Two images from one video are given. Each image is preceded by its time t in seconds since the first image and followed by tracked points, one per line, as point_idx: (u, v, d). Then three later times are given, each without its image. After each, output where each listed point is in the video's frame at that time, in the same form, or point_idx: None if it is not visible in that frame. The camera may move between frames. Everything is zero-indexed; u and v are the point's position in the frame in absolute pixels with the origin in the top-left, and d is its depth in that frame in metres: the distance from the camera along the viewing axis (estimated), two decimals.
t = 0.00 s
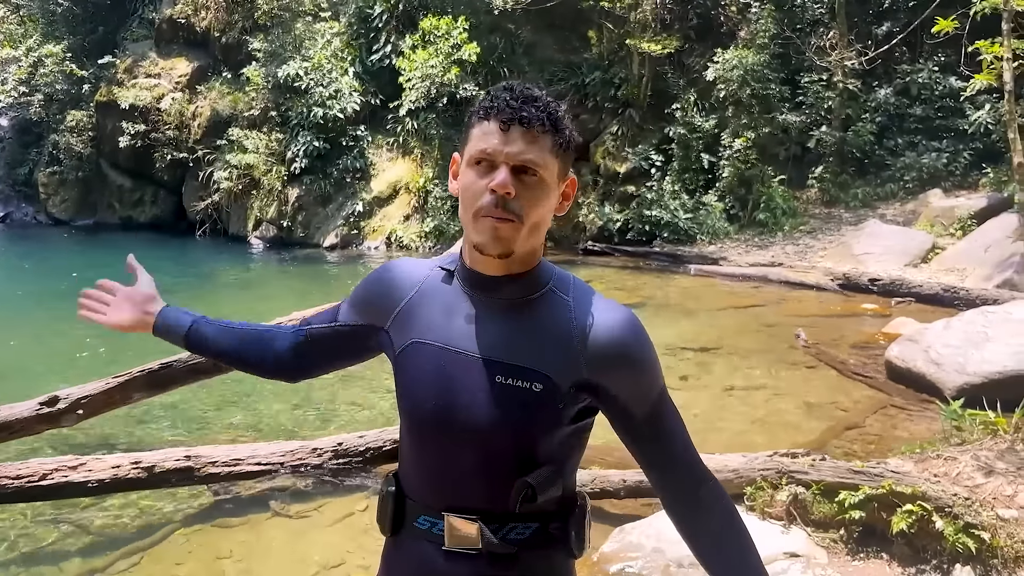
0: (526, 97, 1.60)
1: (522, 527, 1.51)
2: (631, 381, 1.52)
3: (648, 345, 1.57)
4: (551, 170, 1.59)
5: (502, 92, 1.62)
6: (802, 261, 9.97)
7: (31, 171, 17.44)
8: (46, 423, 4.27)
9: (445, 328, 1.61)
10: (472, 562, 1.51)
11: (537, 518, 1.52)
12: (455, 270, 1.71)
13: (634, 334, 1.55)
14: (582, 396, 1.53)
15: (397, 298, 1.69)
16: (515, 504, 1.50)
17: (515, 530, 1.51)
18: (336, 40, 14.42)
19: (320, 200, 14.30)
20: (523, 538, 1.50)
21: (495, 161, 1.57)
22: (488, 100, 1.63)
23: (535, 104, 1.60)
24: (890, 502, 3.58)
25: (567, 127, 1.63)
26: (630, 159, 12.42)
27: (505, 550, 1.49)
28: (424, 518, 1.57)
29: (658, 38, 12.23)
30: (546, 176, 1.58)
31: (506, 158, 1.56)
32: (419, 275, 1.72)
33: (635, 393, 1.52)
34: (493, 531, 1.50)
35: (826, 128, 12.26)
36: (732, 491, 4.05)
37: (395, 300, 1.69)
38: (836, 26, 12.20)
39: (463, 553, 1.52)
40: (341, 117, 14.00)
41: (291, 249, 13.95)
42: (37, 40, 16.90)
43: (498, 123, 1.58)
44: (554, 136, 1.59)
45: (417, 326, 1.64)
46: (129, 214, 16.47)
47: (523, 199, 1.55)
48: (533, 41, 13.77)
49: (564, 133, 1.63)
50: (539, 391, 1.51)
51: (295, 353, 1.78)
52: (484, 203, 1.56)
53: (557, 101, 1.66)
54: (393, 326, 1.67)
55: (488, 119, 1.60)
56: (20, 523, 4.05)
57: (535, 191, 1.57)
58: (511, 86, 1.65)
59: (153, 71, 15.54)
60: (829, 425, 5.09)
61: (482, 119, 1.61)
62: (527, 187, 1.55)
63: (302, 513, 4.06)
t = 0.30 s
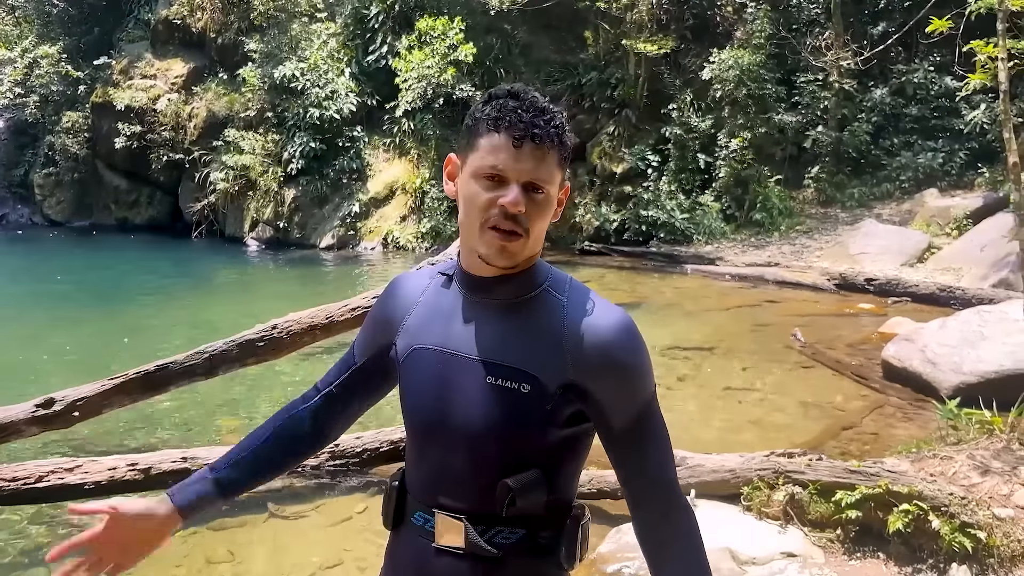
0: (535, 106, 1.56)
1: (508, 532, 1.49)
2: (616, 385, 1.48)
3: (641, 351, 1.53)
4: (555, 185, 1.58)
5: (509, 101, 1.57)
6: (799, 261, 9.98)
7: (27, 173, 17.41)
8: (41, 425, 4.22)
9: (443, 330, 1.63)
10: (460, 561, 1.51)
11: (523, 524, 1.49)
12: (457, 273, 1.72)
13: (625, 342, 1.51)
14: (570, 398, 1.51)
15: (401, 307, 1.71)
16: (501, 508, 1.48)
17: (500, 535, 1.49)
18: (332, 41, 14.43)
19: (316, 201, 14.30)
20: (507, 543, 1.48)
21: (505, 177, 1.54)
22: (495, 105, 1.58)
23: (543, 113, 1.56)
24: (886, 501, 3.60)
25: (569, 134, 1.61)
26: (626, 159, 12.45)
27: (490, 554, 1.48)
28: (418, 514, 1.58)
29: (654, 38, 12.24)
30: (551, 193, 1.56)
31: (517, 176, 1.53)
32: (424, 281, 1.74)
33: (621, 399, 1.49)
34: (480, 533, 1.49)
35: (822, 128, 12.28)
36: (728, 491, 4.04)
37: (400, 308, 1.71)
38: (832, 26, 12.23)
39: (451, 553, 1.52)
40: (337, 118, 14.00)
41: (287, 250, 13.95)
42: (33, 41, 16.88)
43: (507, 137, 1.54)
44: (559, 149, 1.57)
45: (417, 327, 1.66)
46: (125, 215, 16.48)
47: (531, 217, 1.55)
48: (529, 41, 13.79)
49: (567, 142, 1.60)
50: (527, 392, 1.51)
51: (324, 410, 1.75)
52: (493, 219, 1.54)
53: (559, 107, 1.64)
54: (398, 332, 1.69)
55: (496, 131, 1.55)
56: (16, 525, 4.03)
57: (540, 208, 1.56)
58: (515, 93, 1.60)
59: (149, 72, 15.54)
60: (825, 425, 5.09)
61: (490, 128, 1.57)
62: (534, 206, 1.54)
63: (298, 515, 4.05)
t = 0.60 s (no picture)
0: (526, 99, 1.59)
1: (518, 524, 1.50)
2: (618, 385, 1.50)
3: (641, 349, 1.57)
4: (554, 171, 1.59)
5: (502, 94, 1.60)
6: (796, 260, 10.00)
7: (24, 173, 17.39)
8: (39, 425, 4.20)
9: (449, 327, 1.61)
10: (468, 557, 1.50)
11: (532, 516, 1.51)
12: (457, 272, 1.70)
13: (631, 341, 1.54)
14: (577, 392, 1.53)
15: (400, 309, 1.66)
16: (511, 500, 1.49)
17: (511, 527, 1.50)
18: (329, 40, 14.46)
19: (314, 201, 14.29)
20: (517, 535, 1.49)
21: (503, 167, 1.55)
22: (488, 102, 1.60)
23: (535, 105, 1.58)
24: (884, 500, 3.60)
25: (563, 126, 1.63)
26: (624, 159, 12.46)
27: (500, 546, 1.48)
28: (420, 514, 1.56)
29: (651, 38, 12.24)
30: (550, 179, 1.57)
31: (515, 164, 1.54)
32: (422, 282, 1.70)
33: (614, 400, 1.51)
34: (489, 526, 1.49)
35: (819, 127, 12.29)
36: (727, 490, 4.04)
37: (401, 312, 1.66)
38: (829, 25, 12.24)
39: (458, 549, 1.50)
40: (334, 117, 14.00)
41: (285, 250, 13.94)
42: (29, 41, 16.86)
43: (502, 129, 1.55)
44: (554, 138, 1.59)
45: (421, 326, 1.63)
46: (122, 216, 16.46)
47: (533, 203, 1.55)
48: (526, 41, 13.80)
49: (561, 133, 1.62)
50: (539, 386, 1.52)
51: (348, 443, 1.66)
52: (496, 208, 1.54)
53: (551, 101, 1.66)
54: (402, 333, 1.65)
55: (492, 124, 1.56)
56: (13, 526, 4.02)
57: (543, 195, 1.56)
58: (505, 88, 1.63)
59: (146, 72, 15.50)
60: (823, 423, 5.09)
61: (484, 123, 1.58)
62: (536, 193, 1.55)
63: (296, 515, 4.04)
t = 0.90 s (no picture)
0: (515, 92, 1.64)
1: (527, 516, 1.50)
2: (628, 373, 1.57)
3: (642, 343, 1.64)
4: (545, 154, 1.59)
5: (492, 93, 1.65)
6: (794, 258, 10.01)
7: (22, 172, 17.39)
8: (37, 425, 4.23)
9: (452, 322, 1.60)
10: (478, 552, 1.49)
11: (541, 507, 1.52)
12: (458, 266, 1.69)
13: (635, 337, 1.61)
14: (586, 385, 1.56)
15: (394, 292, 1.63)
16: (521, 493, 1.49)
17: (520, 518, 1.50)
18: (327, 39, 14.47)
19: (312, 200, 14.29)
20: (527, 527, 1.50)
21: (492, 151, 1.57)
22: (479, 99, 1.65)
23: (524, 97, 1.63)
24: (883, 497, 3.60)
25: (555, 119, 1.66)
26: (622, 157, 12.46)
27: (511, 538, 1.48)
28: (426, 513, 1.54)
29: (649, 36, 12.23)
30: (540, 160, 1.58)
31: (502, 144, 1.56)
32: (421, 271, 1.68)
33: (625, 384, 1.57)
34: (500, 521, 1.49)
35: (818, 125, 12.30)
36: (725, 488, 4.04)
37: (397, 301, 1.62)
38: (827, 23, 12.26)
39: (466, 546, 1.49)
40: (332, 116, 14.00)
41: (283, 249, 13.93)
42: (27, 41, 16.87)
43: (491, 118, 1.60)
44: (545, 127, 1.61)
45: (423, 321, 1.60)
46: (120, 215, 16.45)
47: (524, 182, 1.54)
48: (525, 39, 13.82)
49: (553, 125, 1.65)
50: (549, 380, 1.53)
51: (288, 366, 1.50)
52: (487, 188, 1.54)
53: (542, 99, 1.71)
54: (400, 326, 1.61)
55: (482, 115, 1.61)
56: (11, 525, 4.02)
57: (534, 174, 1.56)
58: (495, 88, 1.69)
59: (144, 71, 15.46)
60: (822, 421, 5.09)
61: (474, 117, 1.63)
62: (526, 171, 1.55)
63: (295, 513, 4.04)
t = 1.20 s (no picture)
0: (488, 91, 1.58)
1: (522, 511, 1.50)
2: (632, 354, 1.57)
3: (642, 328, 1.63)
4: (523, 161, 1.54)
5: (466, 92, 1.60)
6: (794, 255, 10.01)
7: (20, 170, 17.36)
8: (36, 422, 4.23)
9: (447, 316, 1.60)
10: (474, 547, 1.49)
11: (537, 501, 1.51)
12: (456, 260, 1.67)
13: (637, 322, 1.60)
14: (584, 373, 1.55)
15: (393, 289, 1.65)
16: (516, 486, 1.49)
17: (518, 512, 1.50)
18: (326, 37, 14.47)
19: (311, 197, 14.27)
20: (523, 521, 1.50)
21: (466, 162, 1.54)
22: (453, 102, 1.60)
23: (495, 95, 1.57)
24: (882, 494, 3.59)
25: (533, 107, 1.59)
26: (622, 154, 12.42)
27: (505, 533, 1.48)
28: (422, 506, 1.54)
29: (648, 33, 12.22)
30: (518, 168, 1.53)
31: (475, 158, 1.52)
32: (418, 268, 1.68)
33: (634, 359, 1.57)
34: (495, 515, 1.49)
35: (817, 122, 12.29)
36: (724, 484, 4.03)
37: (397, 296, 1.63)
38: (825, 20, 12.26)
39: (462, 539, 1.50)
40: (331, 113, 14.00)
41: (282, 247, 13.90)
42: (25, 38, 16.86)
43: (462, 126, 1.55)
44: (519, 124, 1.55)
45: (419, 318, 1.61)
46: (119, 213, 16.40)
47: (497, 196, 1.52)
48: (524, 36, 13.83)
49: (531, 115, 1.58)
50: (544, 372, 1.52)
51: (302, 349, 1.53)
52: (463, 206, 1.53)
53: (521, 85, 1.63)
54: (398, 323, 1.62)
55: (452, 123, 1.57)
56: (12, 522, 4.03)
57: (509, 184, 1.53)
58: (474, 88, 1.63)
59: (142, 68, 15.40)
60: (821, 418, 5.10)
61: (448, 123, 1.58)
62: (500, 184, 1.52)
63: (294, 511, 4.04)
